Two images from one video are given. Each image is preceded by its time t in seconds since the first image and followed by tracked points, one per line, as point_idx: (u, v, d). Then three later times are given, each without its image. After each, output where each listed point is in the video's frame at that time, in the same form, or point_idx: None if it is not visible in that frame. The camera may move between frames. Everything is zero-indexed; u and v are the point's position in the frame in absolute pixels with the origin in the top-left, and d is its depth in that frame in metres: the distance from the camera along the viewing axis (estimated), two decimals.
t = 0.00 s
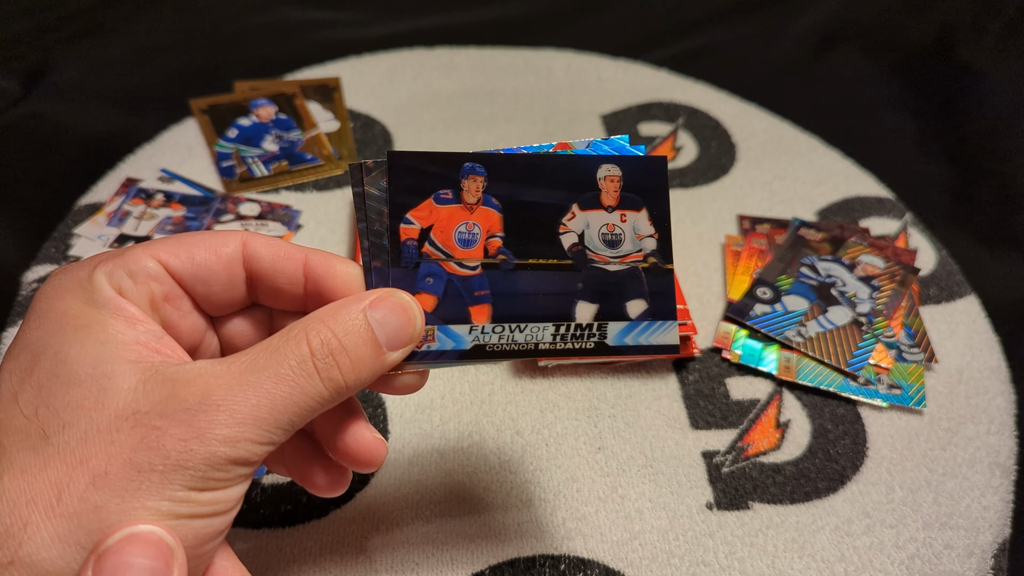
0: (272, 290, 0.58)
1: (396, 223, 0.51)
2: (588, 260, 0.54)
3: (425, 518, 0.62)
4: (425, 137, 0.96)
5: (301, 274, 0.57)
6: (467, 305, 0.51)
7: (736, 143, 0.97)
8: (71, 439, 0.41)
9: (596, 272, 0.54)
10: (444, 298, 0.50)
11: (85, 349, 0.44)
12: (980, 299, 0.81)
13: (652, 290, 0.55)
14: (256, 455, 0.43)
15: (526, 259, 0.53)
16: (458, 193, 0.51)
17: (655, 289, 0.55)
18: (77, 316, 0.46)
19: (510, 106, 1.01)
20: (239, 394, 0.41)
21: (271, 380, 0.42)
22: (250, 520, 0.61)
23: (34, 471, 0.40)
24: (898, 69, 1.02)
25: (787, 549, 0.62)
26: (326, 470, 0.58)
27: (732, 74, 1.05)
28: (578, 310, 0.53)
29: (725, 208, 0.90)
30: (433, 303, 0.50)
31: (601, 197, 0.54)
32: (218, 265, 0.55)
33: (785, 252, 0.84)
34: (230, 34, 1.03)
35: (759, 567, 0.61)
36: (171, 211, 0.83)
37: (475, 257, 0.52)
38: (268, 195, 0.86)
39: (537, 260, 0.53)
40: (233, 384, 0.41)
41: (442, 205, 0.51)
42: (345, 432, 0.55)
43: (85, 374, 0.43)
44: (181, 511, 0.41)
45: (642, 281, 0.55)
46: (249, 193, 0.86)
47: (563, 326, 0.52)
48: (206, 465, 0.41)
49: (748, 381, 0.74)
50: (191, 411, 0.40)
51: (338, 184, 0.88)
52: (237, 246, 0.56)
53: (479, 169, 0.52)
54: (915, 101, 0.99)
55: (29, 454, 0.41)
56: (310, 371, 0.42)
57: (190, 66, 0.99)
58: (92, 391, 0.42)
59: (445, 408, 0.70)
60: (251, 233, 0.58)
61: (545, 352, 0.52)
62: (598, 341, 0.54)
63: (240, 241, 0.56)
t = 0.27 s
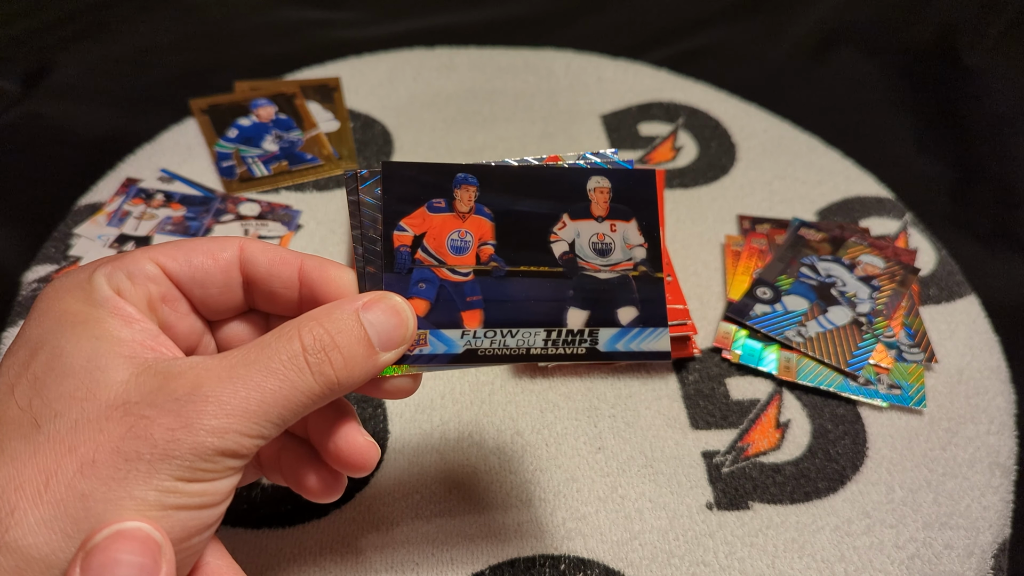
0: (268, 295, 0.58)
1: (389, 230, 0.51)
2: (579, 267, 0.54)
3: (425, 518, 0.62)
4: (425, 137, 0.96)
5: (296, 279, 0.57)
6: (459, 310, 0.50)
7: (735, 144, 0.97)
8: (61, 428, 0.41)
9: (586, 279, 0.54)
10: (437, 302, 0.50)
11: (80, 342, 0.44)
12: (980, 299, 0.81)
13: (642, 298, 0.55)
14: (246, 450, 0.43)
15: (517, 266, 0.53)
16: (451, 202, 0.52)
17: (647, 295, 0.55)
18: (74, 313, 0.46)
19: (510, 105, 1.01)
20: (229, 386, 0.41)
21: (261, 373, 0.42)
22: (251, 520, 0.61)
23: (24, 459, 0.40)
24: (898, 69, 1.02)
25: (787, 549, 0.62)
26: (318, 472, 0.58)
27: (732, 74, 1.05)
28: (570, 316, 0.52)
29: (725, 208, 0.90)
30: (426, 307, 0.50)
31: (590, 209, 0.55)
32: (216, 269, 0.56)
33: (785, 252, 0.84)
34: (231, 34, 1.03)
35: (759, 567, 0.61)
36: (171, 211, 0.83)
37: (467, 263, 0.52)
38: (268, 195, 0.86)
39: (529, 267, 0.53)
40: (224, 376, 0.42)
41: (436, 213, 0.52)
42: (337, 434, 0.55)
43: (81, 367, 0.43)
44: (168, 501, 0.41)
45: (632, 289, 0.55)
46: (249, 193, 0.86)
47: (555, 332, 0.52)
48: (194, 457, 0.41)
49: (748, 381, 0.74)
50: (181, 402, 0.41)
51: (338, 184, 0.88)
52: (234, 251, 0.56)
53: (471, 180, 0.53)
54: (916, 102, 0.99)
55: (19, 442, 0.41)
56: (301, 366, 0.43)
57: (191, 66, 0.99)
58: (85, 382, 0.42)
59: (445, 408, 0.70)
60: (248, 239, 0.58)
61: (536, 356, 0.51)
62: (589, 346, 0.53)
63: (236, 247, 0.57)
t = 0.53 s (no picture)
0: (267, 298, 0.58)
1: (388, 238, 0.51)
2: (574, 276, 0.53)
3: (425, 519, 0.62)
4: (425, 137, 0.96)
5: (295, 283, 0.57)
6: (456, 317, 0.50)
7: (736, 143, 0.97)
8: (64, 428, 0.41)
9: (581, 288, 0.53)
10: (434, 309, 0.50)
11: (82, 344, 0.44)
12: (980, 299, 0.81)
13: (636, 306, 0.54)
14: (248, 450, 0.44)
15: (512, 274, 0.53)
16: (448, 210, 0.52)
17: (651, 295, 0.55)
18: (78, 315, 0.46)
19: (510, 105, 1.01)
20: (231, 389, 0.41)
21: (262, 377, 0.42)
22: (251, 519, 0.61)
23: (26, 458, 0.40)
24: (897, 69, 1.02)
25: (788, 549, 0.62)
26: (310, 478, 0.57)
27: (732, 74, 1.05)
28: (564, 324, 0.52)
29: (725, 208, 0.90)
30: (423, 314, 0.50)
31: (585, 217, 0.55)
32: (215, 270, 0.55)
33: (785, 252, 0.84)
34: (231, 35, 1.03)
35: (759, 567, 0.61)
36: (171, 211, 0.83)
37: (464, 271, 0.52)
38: (268, 195, 0.86)
39: (525, 275, 0.53)
40: (225, 378, 0.42)
41: (433, 221, 0.52)
42: (330, 438, 0.55)
43: (82, 368, 0.43)
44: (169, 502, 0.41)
45: (626, 297, 0.54)
46: (249, 193, 0.86)
47: (550, 339, 0.51)
48: (195, 457, 0.41)
49: (748, 381, 0.74)
50: (183, 403, 0.41)
51: (338, 184, 0.88)
52: (234, 254, 0.56)
53: (469, 188, 0.53)
54: (916, 101, 0.99)
55: (22, 442, 0.41)
56: (301, 371, 0.43)
57: (191, 67, 0.99)
58: (87, 383, 0.42)
59: (445, 408, 0.70)
60: (247, 240, 0.58)
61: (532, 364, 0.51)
62: (584, 354, 0.52)
63: (236, 249, 0.56)
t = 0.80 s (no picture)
0: (268, 290, 0.57)
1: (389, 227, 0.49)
2: (582, 262, 0.51)
3: (425, 518, 0.62)
4: (425, 137, 0.96)
5: (295, 276, 0.56)
6: (460, 307, 0.50)
7: (736, 143, 0.97)
8: (68, 430, 0.41)
9: (589, 273, 0.51)
10: (437, 300, 0.50)
11: (88, 347, 0.44)
12: (980, 299, 0.81)
13: (646, 290, 0.52)
14: (251, 451, 0.44)
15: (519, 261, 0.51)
16: (451, 195, 0.49)
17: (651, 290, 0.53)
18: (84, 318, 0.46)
19: (509, 105, 1.01)
20: (232, 389, 0.42)
21: (261, 377, 0.42)
22: (251, 519, 0.61)
23: (31, 460, 0.40)
24: (898, 69, 1.03)
25: (788, 549, 0.62)
26: (319, 472, 0.57)
27: (731, 74, 1.05)
28: (571, 311, 0.51)
29: (725, 208, 0.90)
30: (426, 305, 0.50)
31: (596, 196, 0.49)
32: (215, 266, 0.55)
33: (785, 252, 0.84)
34: (231, 35, 1.03)
35: (759, 567, 0.61)
36: (171, 211, 0.83)
37: (467, 259, 0.50)
38: (268, 195, 0.86)
39: (531, 262, 0.51)
40: (227, 378, 0.42)
41: (435, 207, 0.49)
42: (334, 431, 0.56)
43: (86, 368, 0.43)
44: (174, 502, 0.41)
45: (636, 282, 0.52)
46: (249, 193, 0.86)
47: (555, 328, 0.51)
48: (200, 457, 0.41)
49: (748, 381, 0.74)
50: (188, 403, 0.41)
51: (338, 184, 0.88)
52: (233, 247, 0.55)
53: (473, 169, 0.49)
54: (915, 102, 0.99)
55: (25, 443, 0.41)
56: (298, 373, 0.43)
57: (191, 66, 0.99)
58: (91, 385, 0.42)
59: (445, 408, 0.70)
60: (245, 230, 0.57)
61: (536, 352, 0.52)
62: (589, 341, 0.52)
63: (234, 242, 0.55)
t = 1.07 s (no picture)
0: (277, 291, 0.57)
1: (395, 229, 0.49)
2: (591, 265, 0.51)
3: (426, 518, 0.62)
4: (425, 137, 0.96)
5: (304, 278, 0.56)
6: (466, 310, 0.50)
7: (735, 144, 0.97)
8: (76, 430, 0.41)
9: (598, 276, 0.51)
10: (444, 303, 0.50)
11: (98, 349, 0.44)
12: (980, 299, 0.81)
13: (654, 294, 0.52)
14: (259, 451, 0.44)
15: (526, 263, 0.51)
16: (458, 197, 0.49)
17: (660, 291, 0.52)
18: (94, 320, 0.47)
19: (510, 105, 1.01)
20: (238, 389, 0.42)
21: (265, 379, 0.42)
22: (250, 520, 0.61)
23: (39, 460, 0.40)
24: (897, 69, 1.03)
25: (788, 549, 0.62)
26: (325, 475, 0.57)
27: (731, 74, 1.05)
28: (578, 314, 0.51)
29: (725, 208, 0.90)
30: (432, 308, 0.50)
31: (606, 198, 0.49)
32: (224, 267, 0.55)
33: (785, 252, 0.84)
34: (231, 35, 1.03)
35: (759, 567, 0.61)
36: (171, 211, 0.83)
37: (474, 261, 0.50)
38: (268, 195, 0.86)
39: (537, 264, 0.51)
40: (233, 379, 0.42)
41: (442, 209, 0.49)
42: (342, 431, 0.56)
43: (93, 368, 0.43)
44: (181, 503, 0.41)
45: (644, 285, 0.52)
46: (249, 193, 0.86)
47: (561, 330, 0.52)
48: (207, 458, 0.41)
49: (748, 381, 0.74)
50: (196, 403, 0.41)
51: (338, 184, 0.88)
52: (241, 249, 0.55)
53: (479, 171, 0.49)
54: (915, 102, 0.99)
55: (34, 443, 0.41)
56: (302, 375, 0.43)
57: (191, 66, 0.99)
58: (100, 385, 0.42)
59: (445, 408, 0.70)
60: (253, 231, 0.56)
61: (542, 355, 0.52)
62: (596, 344, 0.53)
63: (242, 244, 0.55)
